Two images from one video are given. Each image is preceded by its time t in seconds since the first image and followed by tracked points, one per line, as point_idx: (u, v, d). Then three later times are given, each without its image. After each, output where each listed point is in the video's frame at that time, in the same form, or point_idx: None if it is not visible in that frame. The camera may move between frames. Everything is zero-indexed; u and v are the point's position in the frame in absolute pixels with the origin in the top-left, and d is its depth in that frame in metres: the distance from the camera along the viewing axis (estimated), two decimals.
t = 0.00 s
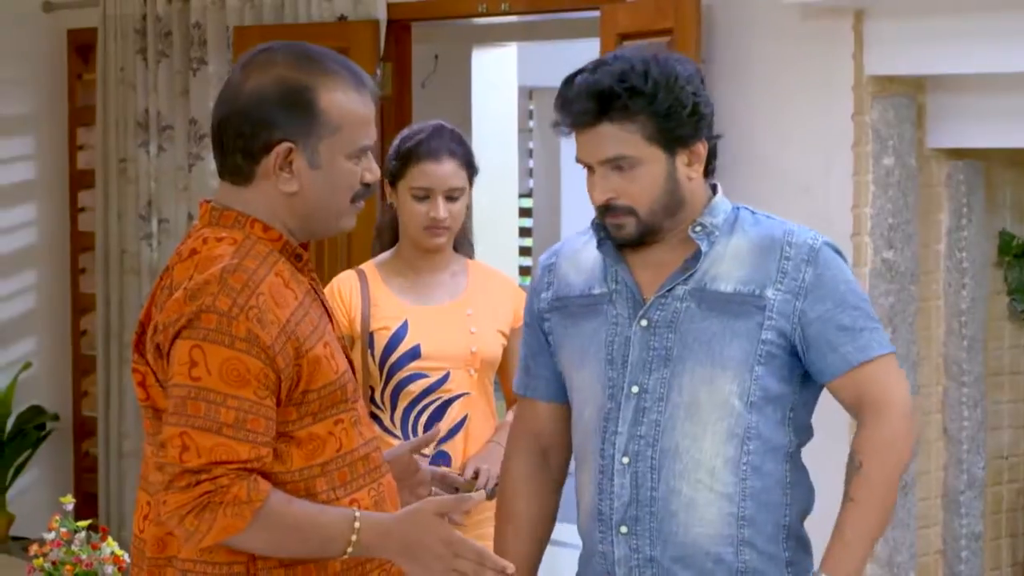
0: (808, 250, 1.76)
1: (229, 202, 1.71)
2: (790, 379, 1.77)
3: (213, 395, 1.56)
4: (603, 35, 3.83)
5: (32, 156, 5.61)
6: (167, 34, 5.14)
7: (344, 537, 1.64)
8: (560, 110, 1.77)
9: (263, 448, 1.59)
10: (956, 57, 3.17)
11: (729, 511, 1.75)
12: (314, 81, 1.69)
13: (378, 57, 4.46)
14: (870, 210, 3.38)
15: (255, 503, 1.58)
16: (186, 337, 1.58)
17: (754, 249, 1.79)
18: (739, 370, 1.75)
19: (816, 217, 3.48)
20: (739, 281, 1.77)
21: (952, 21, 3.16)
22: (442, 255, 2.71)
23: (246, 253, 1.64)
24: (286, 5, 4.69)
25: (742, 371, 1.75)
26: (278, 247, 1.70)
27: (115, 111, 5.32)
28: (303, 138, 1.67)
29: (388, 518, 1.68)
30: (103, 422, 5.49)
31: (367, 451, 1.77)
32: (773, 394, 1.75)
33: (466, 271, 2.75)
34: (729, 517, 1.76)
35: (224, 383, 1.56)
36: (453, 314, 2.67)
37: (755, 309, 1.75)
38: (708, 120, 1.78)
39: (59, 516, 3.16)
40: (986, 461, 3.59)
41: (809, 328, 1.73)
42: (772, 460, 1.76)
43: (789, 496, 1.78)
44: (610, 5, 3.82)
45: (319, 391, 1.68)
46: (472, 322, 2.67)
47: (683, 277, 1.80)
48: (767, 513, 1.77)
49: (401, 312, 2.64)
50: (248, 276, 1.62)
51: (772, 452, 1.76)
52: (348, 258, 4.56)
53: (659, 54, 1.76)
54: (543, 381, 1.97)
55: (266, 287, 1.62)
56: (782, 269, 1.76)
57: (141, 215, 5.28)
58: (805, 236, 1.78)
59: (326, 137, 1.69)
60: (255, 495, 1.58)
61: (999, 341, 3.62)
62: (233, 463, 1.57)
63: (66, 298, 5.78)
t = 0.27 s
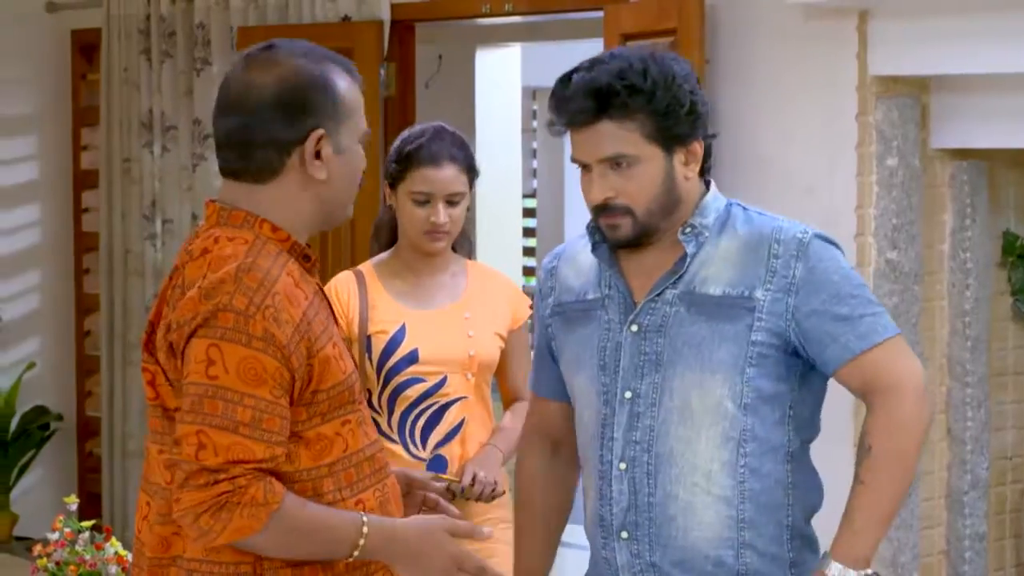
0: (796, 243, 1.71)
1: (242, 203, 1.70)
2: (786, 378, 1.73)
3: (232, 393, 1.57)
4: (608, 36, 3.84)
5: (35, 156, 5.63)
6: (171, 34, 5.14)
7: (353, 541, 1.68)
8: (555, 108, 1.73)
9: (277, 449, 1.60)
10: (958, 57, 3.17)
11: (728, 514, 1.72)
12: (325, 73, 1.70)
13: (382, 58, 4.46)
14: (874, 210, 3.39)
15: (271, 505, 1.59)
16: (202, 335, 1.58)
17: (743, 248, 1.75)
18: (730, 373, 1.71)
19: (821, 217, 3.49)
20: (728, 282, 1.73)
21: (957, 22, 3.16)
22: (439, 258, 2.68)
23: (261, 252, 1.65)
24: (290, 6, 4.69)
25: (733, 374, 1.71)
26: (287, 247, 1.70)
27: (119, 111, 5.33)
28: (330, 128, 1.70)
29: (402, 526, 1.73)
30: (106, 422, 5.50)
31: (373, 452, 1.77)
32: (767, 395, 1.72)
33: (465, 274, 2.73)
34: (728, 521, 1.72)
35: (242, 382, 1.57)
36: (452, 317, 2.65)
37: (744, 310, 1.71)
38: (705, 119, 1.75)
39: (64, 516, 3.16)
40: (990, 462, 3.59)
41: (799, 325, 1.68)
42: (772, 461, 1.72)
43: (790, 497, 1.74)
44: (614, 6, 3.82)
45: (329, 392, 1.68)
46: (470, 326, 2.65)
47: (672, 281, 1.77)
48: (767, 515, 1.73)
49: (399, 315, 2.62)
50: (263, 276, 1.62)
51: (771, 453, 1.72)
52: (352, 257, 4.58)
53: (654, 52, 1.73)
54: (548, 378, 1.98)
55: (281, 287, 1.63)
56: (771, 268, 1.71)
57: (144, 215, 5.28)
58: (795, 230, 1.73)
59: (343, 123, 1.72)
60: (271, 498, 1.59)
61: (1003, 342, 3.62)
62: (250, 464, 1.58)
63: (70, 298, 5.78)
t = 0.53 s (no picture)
0: (791, 241, 1.60)
1: (251, 199, 1.69)
2: (785, 379, 1.62)
3: (264, 379, 1.56)
4: (609, 37, 3.84)
5: (36, 156, 5.63)
6: (172, 34, 5.14)
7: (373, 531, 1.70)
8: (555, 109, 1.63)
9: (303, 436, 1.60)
10: (958, 57, 3.17)
11: (725, 518, 1.62)
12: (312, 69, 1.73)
13: (383, 57, 4.46)
14: (875, 210, 3.39)
15: (302, 492, 1.60)
16: (231, 324, 1.57)
17: (738, 248, 1.64)
18: (726, 377, 1.61)
19: (823, 217, 3.48)
20: (722, 285, 1.63)
21: (957, 21, 3.16)
22: (437, 263, 2.65)
23: (281, 242, 1.65)
24: (291, 5, 4.69)
25: (729, 378, 1.61)
26: (296, 241, 1.71)
27: (121, 112, 5.33)
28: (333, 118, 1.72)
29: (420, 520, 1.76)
30: (108, 422, 5.51)
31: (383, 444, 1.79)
32: (765, 399, 1.61)
33: (463, 275, 2.70)
34: (724, 525, 1.62)
35: (273, 369, 1.57)
36: (451, 321, 2.62)
37: (739, 313, 1.61)
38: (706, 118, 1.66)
39: (64, 516, 3.15)
40: (991, 462, 3.59)
41: (792, 327, 1.58)
42: (770, 464, 1.62)
43: (792, 498, 1.64)
44: (615, 6, 3.83)
45: (344, 382, 1.69)
46: (468, 330, 2.62)
47: (667, 283, 1.67)
48: (766, 518, 1.63)
49: (399, 319, 2.58)
50: (287, 264, 1.62)
51: (770, 456, 1.62)
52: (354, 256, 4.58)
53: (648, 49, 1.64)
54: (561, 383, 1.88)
55: (304, 277, 1.63)
56: (765, 269, 1.61)
57: (145, 215, 5.28)
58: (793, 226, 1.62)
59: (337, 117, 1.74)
60: (302, 485, 1.60)
61: (1004, 342, 3.61)
62: (282, 450, 1.58)
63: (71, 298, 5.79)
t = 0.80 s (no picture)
0: (802, 246, 1.60)
1: (258, 199, 1.72)
2: (796, 384, 1.63)
3: (306, 362, 1.61)
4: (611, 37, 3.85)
5: (39, 156, 5.64)
6: (175, 34, 5.15)
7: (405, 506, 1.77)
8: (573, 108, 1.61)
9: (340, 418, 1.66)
10: (959, 58, 3.18)
11: (735, 521, 1.63)
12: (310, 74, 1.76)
13: (385, 58, 4.47)
14: (876, 210, 3.39)
15: (345, 472, 1.66)
16: (269, 311, 1.61)
17: (750, 250, 1.64)
18: (737, 380, 1.62)
19: (823, 217, 3.50)
20: (733, 286, 1.63)
21: (958, 21, 3.17)
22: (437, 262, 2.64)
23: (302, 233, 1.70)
24: (294, 5, 4.70)
25: (740, 381, 1.62)
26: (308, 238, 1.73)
27: (124, 111, 5.34)
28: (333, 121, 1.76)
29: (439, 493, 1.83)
30: (111, 421, 5.52)
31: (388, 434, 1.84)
32: (776, 402, 1.62)
33: (465, 275, 2.69)
34: (735, 527, 1.63)
35: (315, 352, 1.62)
36: (452, 320, 2.61)
37: (749, 316, 1.62)
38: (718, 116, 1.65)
39: (68, 515, 3.16)
40: (992, 461, 3.60)
41: (802, 331, 1.58)
42: (781, 467, 1.63)
43: (803, 501, 1.65)
44: (617, 6, 3.84)
45: (362, 371, 1.75)
46: (470, 328, 2.61)
47: (679, 285, 1.67)
48: (776, 521, 1.63)
49: (400, 318, 2.58)
50: (315, 252, 1.67)
51: (781, 460, 1.63)
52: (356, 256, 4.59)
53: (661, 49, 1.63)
54: (565, 383, 1.87)
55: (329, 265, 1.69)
56: (776, 271, 1.61)
57: (148, 215, 5.30)
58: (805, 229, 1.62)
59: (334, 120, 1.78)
60: (344, 466, 1.66)
61: (1005, 342, 3.62)
62: (326, 431, 1.63)
63: (74, 298, 5.80)
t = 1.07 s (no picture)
0: (819, 255, 1.61)
1: (258, 191, 1.84)
2: (809, 389, 1.64)
3: (324, 346, 1.75)
4: (613, 37, 3.85)
5: (42, 156, 5.66)
6: (177, 35, 5.17)
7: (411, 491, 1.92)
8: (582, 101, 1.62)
9: (353, 400, 1.80)
10: (960, 59, 3.19)
11: (748, 524, 1.64)
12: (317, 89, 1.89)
13: (386, 59, 4.48)
14: (876, 210, 3.40)
15: (362, 450, 1.80)
16: (287, 296, 1.75)
17: (768, 255, 1.65)
18: (754, 383, 1.63)
19: (824, 216, 3.51)
20: (750, 289, 1.64)
21: (958, 22, 3.18)
22: (441, 261, 2.65)
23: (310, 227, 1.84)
24: (295, 6, 4.71)
25: (757, 384, 1.62)
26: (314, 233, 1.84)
27: (127, 112, 5.36)
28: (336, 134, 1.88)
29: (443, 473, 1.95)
30: (113, 422, 5.54)
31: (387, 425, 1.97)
32: (790, 407, 1.63)
33: (470, 273, 2.69)
34: (747, 531, 1.64)
35: (330, 336, 1.76)
36: (454, 317, 2.61)
37: (766, 319, 1.62)
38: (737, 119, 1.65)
39: (70, 514, 3.16)
40: (992, 461, 3.61)
41: (815, 338, 1.59)
42: (793, 472, 1.64)
43: (811, 507, 1.66)
44: (618, 6, 3.84)
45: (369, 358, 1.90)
46: (473, 326, 2.62)
47: (696, 286, 1.67)
48: (786, 526, 1.65)
49: (403, 315, 2.59)
50: (325, 245, 1.81)
51: (794, 465, 1.64)
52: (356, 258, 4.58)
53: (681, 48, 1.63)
54: (573, 382, 1.87)
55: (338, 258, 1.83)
56: (792, 276, 1.62)
57: (150, 215, 5.31)
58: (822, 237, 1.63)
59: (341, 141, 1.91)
60: (361, 444, 1.80)
61: (1006, 341, 3.63)
62: (343, 411, 1.77)
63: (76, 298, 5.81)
